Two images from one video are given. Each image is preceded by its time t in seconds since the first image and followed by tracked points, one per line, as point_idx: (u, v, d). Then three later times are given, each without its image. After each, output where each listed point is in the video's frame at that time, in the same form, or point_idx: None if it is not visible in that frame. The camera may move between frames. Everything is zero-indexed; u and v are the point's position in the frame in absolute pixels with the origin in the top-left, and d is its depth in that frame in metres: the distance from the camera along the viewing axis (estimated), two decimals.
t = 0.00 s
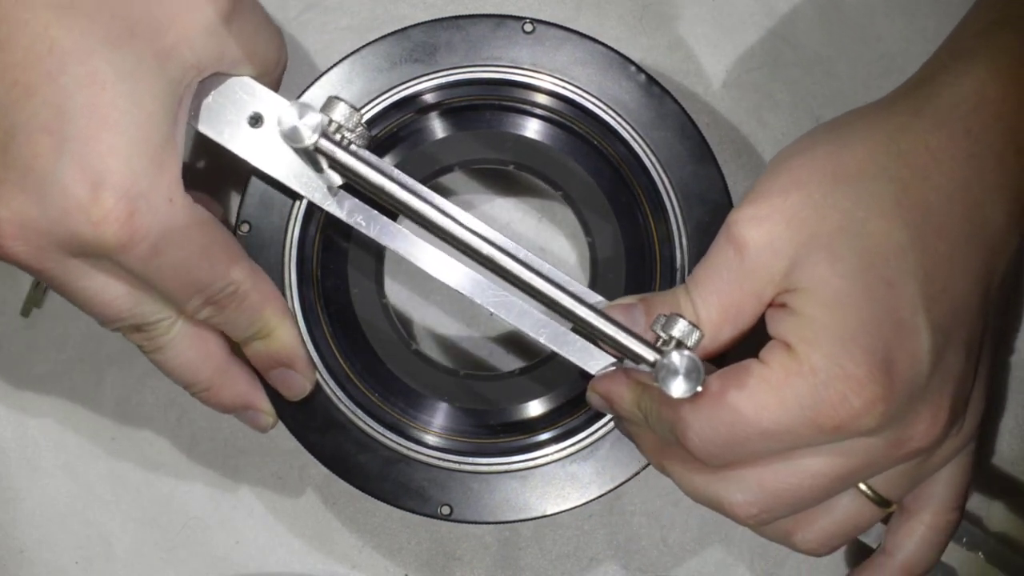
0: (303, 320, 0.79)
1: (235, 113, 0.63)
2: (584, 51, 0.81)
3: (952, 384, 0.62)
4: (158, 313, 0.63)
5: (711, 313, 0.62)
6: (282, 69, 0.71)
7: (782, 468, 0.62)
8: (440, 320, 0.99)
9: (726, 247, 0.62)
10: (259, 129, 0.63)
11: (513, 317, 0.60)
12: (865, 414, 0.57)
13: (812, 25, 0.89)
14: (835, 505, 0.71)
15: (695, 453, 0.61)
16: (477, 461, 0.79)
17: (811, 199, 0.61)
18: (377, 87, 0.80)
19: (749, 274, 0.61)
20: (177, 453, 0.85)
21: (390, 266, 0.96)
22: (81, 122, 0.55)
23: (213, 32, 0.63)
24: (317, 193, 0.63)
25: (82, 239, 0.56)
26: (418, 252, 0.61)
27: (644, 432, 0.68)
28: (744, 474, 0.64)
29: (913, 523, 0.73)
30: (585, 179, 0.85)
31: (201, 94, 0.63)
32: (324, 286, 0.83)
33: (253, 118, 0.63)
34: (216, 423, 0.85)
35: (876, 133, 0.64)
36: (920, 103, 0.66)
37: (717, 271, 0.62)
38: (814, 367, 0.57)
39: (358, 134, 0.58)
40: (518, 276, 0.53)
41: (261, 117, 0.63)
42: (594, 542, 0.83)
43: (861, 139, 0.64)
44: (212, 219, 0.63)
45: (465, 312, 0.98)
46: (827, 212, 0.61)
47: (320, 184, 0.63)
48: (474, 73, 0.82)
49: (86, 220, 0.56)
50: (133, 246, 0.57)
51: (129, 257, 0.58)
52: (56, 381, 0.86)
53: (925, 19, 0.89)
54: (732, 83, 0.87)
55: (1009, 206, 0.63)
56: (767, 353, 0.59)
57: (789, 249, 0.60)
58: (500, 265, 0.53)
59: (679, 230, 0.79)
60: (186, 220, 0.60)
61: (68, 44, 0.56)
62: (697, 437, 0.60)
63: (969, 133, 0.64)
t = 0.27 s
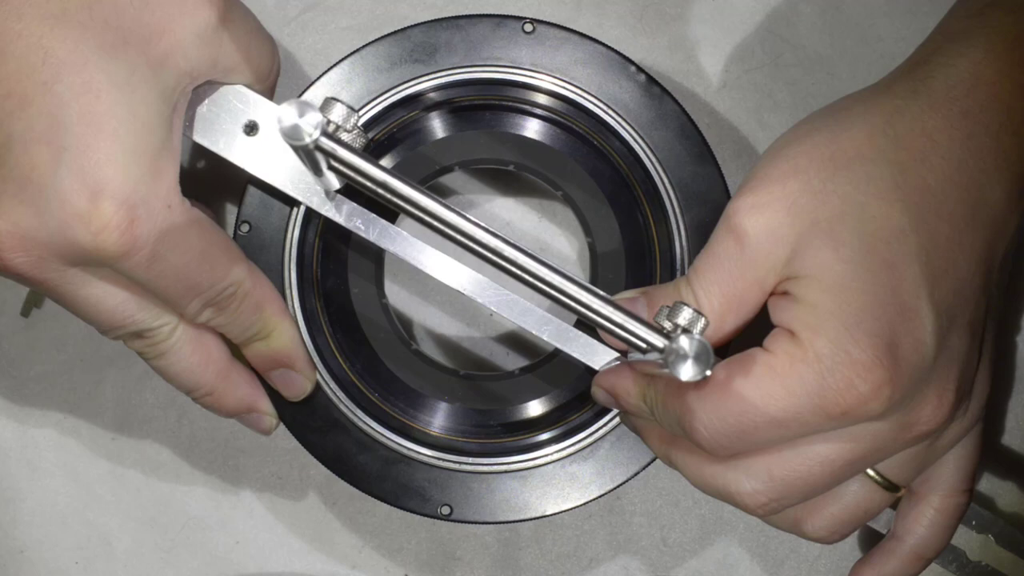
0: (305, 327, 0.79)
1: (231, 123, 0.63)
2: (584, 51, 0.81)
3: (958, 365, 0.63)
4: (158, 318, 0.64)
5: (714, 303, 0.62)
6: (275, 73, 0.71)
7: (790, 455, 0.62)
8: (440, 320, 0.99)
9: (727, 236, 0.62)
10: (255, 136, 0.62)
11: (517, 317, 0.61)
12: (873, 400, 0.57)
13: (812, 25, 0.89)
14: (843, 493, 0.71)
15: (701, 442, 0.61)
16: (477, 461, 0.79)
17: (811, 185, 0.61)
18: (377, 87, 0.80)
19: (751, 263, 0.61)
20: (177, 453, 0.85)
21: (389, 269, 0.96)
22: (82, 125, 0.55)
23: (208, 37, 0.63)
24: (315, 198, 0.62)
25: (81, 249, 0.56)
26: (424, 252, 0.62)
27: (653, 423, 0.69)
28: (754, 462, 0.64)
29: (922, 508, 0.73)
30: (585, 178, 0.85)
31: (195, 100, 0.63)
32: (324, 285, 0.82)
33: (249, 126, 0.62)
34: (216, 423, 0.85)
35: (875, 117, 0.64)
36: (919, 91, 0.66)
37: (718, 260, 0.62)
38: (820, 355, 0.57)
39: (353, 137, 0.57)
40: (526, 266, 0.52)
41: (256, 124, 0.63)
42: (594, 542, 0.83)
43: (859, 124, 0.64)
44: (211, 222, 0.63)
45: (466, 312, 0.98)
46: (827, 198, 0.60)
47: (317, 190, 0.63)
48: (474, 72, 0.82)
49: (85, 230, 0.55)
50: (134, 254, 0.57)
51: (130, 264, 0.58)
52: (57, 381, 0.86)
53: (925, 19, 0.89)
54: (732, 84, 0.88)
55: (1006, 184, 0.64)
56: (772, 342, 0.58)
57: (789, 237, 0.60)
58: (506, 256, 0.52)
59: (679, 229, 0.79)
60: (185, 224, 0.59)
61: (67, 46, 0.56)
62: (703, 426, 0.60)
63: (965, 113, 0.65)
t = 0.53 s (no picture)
0: (305, 327, 0.79)
1: (231, 123, 0.62)
2: (584, 51, 0.81)
3: (959, 367, 0.63)
4: (158, 318, 0.64)
5: (714, 303, 0.62)
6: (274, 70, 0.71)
7: (789, 457, 0.63)
8: (441, 320, 0.99)
9: (727, 237, 0.62)
10: (255, 138, 0.62)
11: (517, 317, 0.61)
12: (874, 401, 0.57)
13: (812, 25, 0.89)
14: (844, 494, 0.71)
15: (701, 443, 0.61)
16: (477, 460, 0.79)
17: (812, 186, 0.61)
18: (377, 87, 0.80)
19: (751, 262, 0.61)
20: (176, 453, 0.85)
21: (389, 270, 0.96)
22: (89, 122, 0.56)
23: (206, 37, 0.63)
24: (315, 199, 0.62)
25: (80, 248, 0.56)
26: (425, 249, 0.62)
27: (653, 424, 0.69)
28: (754, 464, 0.64)
29: (923, 509, 0.73)
30: (584, 178, 0.85)
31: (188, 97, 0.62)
32: (324, 285, 0.82)
33: (248, 127, 0.62)
34: (216, 423, 0.85)
35: (876, 118, 0.64)
36: (919, 92, 0.66)
37: (718, 261, 0.62)
38: (820, 356, 0.57)
39: (352, 139, 0.57)
40: (523, 272, 0.52)
41: (256, 126, 0.62)
42: (593, 542, 0.83)
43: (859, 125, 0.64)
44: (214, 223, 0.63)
45: (465, 312, 0.98)
46: (828, 199, 0.60)
47: (316, 191, 0.62)
48: (474, 73, 0.81)
49: (85, 228, 0.55)
50: (134, 253, 0.57)
51: (131, 263, 0.58)
52: (57, 381, 0.86)
53: (925, 19, 0.89)
54: (732, 84, 0.88)
55: (1008, 184, 0.64)
56: (773, 343, 0.58)
57: (790, 237, 0.60)
58: (503, 261, 0.52)
59: (679, 229, 0.79)
60: (185, 224, 0.60)
61: (66, 46, 0.56)
62: (702, 427, 0.60)
63: (965, 113, 0.65)
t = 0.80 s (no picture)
0: (305, 327, 0.79)
1: (231, 123, 0.63)
2: (584, 51, 0.81)
3: (958, 368, 0.63)
4: (158, 318, 0.64)
5: (714, 303, 0.62)
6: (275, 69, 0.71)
7: (789, 458, 0.63)
8: (440, 320, 0.99)
9: (727, 237, 0.62)
10: (255, 138, 0.62)
11: (517, 317, 0.61)
12: (874, 401, 0.57)
13: (812, 25, 0.89)
14: (844, 495, 0.71)
15: (701, 443, 0.61)
16: (477, 461, 0.79)
17: (812, 186, 0.61)
18: (377, 87, 0.80)
19: (752, 262, 0.61)
20: (176, 452, 0.85)
21: (389, 269, 0.96)
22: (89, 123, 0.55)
23: (206, 35, 0.63)
24: (315, 199, 0.62)
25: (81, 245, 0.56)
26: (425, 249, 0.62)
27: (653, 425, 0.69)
28: (755, 464, 0.64)
29: (924, 509, 0.73)
30: (584, 178, 0.85)
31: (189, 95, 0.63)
32: (324, 285, 0.82)
33: (248, 127, 0.62)
34: (216, 423, 0.85)
35: (877, 119, 0.64)
36: (920, 92, 0.66)
37: (718, 261, 0.62)
38: (820, 356, 0.57)
39: (352, 139, 0.57)
40: (523, 272, 0.52)
41: (256, 125, 0.62)
42: (593, 542, 0.83)
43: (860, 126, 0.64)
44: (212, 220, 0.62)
45: (466, 312, 0.98)
46: (829, 199, 0.60)
47: (316, 191, 0.62)
48: (474, 73, 0.81)
49: (85, 226, 0.55)
50: (134, 251, 0.57)
51: (131, 260, 0.58)
52: (56, 381, 0.86)
53: (925, 19, 0.89)
54: (732, 84, 0.88)
55: (1008, 185, 0.64)
56: (772, 343, 0.59)
57: (791, 236, 0.60)
58: (503, 261, 0.52)
59: (679, 229, 0.79)
60: (186, 222, 0.59)
61: (66, 45, 0.56)
62: (702, 427, 0.60)
63: (966, 114, 0.65)
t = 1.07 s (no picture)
0: (305, 327, 0.79)
1: (231, 123, 0.63)
2: (584, 51, 0.81)
3: (958, 368, 0.63)
4: (157, 318, 0.64)
5: (714, 303, 0.62)
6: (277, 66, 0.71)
7: (789, 458, 0.63)
8: (440, 320, 0.99)
9: (727, 237, 0.62)
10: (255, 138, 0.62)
11: (517, 317, 0.61)
12: (874, 401, 0.57)
13: (812, 25, 0.89)
14: (844, 495, 0.71)
15: (701, 443, 0.61)
16: (478, 461, 0.79)
17: (813, 186, 0.61)
18: (377, 87, 0.80)
19: (752, 262, 0.61)
20: (176, 452, 0.85)
21: (389, 269, 0.96)
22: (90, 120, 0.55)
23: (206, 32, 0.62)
24: (315, 199, 0.62)
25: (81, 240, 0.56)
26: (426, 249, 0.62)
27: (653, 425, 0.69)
28: (756, 465, 0.64)
29: (923, 509, 0.73)
30: (584, 177, 0.85)
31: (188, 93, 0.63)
32: (324, 286, 0.82)
33: (248, 127, 0.62)
34: (216, 423, 0.85)
35: (876, 119, 0.64)
36: (920, 92, 0.66)
37: (718, 261, 0.62)
38: (820, 356, 0.57)
39: (352, 139, 0.57)
40: (524, 271, 0.52)
41: (256, 125, 0.62)
42: (593, 541, 0.83)
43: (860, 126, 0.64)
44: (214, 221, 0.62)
45: (466, 312, 0.98)
46: (829, 199, 0.60)
47: (316, 191, 0.62)
48: (474, 73, 0.82)
49: (87, 220, 0.56)
50: (135, 247, 0.57)
51: (131, 257, 0.58)
52: (56, 381, 0.86)
53: (925, 19, 0.89)
54: (732, 84, 0.88)
55: (1008, 185, 0.64)
56: (772, 343, 0.59)
57: (791, 236, 0.60)
58: (503, 261, 0.52)
59: (679, 229, 0.79)
60: (187, 220, 0.60)
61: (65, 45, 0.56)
62: (702, 427, 0.60)
63: (966, 114, 0.65)
